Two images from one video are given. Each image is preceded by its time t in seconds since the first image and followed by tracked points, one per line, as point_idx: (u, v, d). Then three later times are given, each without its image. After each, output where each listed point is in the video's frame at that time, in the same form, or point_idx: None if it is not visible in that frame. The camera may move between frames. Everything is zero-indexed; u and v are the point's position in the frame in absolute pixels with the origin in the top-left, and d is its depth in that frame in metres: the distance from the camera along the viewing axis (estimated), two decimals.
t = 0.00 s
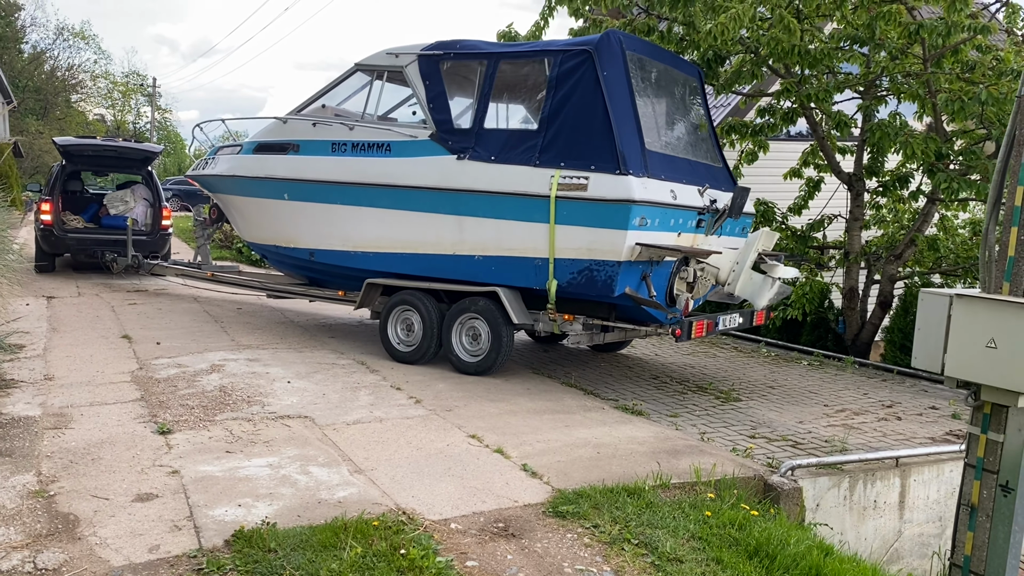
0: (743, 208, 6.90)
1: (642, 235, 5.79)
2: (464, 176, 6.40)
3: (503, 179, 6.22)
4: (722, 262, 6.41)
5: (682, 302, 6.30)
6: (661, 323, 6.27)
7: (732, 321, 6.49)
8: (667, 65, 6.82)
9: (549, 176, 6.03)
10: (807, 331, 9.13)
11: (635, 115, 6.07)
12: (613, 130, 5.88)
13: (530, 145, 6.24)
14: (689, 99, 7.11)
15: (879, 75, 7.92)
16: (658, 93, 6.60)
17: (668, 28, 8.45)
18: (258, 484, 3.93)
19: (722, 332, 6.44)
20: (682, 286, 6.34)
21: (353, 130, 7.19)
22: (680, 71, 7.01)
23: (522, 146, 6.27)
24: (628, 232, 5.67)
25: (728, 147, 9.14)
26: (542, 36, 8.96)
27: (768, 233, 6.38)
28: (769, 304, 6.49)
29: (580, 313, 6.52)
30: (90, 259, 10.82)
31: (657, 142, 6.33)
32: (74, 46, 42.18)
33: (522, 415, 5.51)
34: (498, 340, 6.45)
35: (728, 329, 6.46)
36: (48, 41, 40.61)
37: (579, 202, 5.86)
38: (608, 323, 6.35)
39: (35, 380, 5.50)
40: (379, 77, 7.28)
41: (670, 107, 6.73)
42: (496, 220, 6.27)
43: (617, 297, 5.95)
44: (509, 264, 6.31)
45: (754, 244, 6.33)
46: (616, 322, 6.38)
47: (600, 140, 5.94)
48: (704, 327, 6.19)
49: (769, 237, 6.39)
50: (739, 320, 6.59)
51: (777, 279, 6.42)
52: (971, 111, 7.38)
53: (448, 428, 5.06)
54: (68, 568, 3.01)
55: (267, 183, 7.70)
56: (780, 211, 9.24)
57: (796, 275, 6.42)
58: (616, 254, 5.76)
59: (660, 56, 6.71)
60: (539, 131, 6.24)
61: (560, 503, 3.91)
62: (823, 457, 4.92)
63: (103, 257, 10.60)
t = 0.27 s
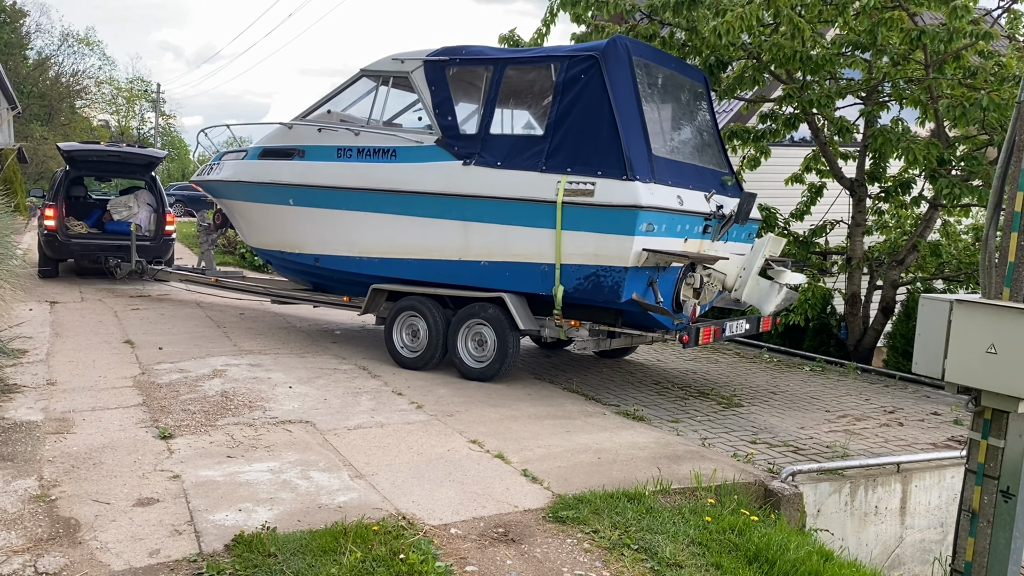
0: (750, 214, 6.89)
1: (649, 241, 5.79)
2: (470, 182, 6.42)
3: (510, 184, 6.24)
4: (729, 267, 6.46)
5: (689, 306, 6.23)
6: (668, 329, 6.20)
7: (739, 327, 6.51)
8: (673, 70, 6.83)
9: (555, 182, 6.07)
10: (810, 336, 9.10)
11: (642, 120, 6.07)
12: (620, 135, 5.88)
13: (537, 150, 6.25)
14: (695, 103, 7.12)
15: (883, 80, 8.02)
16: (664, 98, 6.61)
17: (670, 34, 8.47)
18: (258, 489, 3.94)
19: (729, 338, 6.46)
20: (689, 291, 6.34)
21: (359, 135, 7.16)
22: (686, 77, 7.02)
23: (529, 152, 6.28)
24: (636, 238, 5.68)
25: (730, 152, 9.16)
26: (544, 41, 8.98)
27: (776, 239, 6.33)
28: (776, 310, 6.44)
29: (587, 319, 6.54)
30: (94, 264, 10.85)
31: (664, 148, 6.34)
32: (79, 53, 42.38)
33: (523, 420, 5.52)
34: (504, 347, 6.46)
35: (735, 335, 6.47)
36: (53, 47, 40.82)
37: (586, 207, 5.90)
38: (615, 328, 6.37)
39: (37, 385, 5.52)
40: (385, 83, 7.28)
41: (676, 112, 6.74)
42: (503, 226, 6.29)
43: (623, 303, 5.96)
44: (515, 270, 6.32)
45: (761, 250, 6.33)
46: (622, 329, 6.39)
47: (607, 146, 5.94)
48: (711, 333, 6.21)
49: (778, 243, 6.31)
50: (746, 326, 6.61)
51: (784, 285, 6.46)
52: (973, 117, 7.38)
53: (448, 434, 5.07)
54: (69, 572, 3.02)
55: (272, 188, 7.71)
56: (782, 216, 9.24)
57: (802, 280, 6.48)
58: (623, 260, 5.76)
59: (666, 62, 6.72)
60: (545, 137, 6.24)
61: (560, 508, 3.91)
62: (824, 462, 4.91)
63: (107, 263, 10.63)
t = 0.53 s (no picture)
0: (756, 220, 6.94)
1: (656, 246, 5.79)
2: (476, 187, 6.43)
3: (515, 190, 6.24)
4: (736, 273, 6.36)
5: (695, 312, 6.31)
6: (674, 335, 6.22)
7: (746, 333, 6.49)
8: (680, 76, 6.85)
9: (561, 187, 6.05)
10: (812, 342, 9.18)
11: (648, 126, 6.08)
12: (626, 140, 5.89)
13: (543, 156, 6.27)
14: (701, 108, 7.13)
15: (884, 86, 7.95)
16: (670, 103, 6.62)
17: (672, 39, 8.49)
18: (259, 494, 3.94)
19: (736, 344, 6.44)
20: (695, 297, 6.38)
21: (364, 141, 7.24)
22: (692, 83, 7.03)
23: (535, 157, 6.29)
24: (643, 243, 5.67)
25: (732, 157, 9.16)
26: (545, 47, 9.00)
27: (782, 243, 6.35)
28: (783, 315, 6.37)
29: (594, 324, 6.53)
30: (98, 270, 10.88)
31: (670, 153, 6.35)
32: (84, 59, 42.56)
33: (525, 425, 5.52)
34: (510, 354, 6.46)
35: (742, 341, 6.45)
36: (58, 53, 41.02)
37: (591, 213, 5.88)
38: (621, 334, 6.37)
39: (40, 390, 5.54)
40: (390, 88, 7.30)
41: (682, 118, 6.75)
42: (508, 232, 6.29)
43: (630, 309, 5.96)
44: (521, 275, 6.32)
45: (768, 255, 6.28)
46: (629, 334, 6.39)
47: (613, 151, 5.95)
48: (719, 339, 6.20)
49: (782, 247, 6.34)
50: (753, 332, 6.59)
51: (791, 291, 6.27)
52: (975, 122, 7.38)
53: (450, 439, 5.07)
54: None
55: (277, 194, 7.74)
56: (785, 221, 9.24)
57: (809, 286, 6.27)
58: (630, 266, 5.76)
59: (672, 67, 6.74)
60: (551, 142, 6.26)
61: (561, 513, 3.91)
62: (826, 468, 4.90)
63: (110, 268, 10.63)
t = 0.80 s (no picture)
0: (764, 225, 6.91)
1: (663, 251, 5.79)
2: (481, 192, 6.43)
3: (521, 194, 6.24)
4: (742, 278, 6.50)
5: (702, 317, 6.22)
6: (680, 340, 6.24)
7: (752, 338, 6.46)
8: (686, 80, 6.85)
9: (567, 192, 6.06)
10: (815, 346, 9.19)
11: (655, 130, 6.08)
12: (633, 144, 5.88)
13: (549, 160, 6.26)
14: (707, 112, 7.12)
15: (886, 91, 8.04)
16: (676, 107, 6.62)
17: (673, 44, 8.50)
18: (260, 499, 3.94)
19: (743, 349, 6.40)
20: (701, 302, 6.32)
21: (369, 145, 7.20)
22: (698, 87, 7.03)
23: (541, 161, 6.28)
24: (650, 248, 5.67)
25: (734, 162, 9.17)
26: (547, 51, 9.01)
27: (789, 249, 6.44)
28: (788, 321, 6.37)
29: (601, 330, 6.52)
30: (100, 275, 10.90)
31: (677, 157, 6.34)
32: (87, 64, 42.71)
33: (526, 430, 5.51)
34: (517, 360, 6.46)
35: (749, 346, 6.42)
36: (62, 59, 41.20)
37: (598, 217, 5.89)
38: (628, 340, 6.36)
39: (41, 395, 5.54)
40: (395, 93, 7.30)
41: (689, 122, 6.75)
42: (514, 236, 6.29)
43: (637, 313, 5.95)
44: (527, 280, 6.32)
45: (775, 260, 6.38)
46: (636, 339, 6.38)
47: (620, 155, 5.94)
48: (726, 344, 6.18)
49: (791, 251, 6.43)
50: (760, 337, 6.55)
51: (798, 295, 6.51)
52: (977, 126, 7.37)
53: (451, 444, 5.06)
54: None
55: (281, 199, 7.73)
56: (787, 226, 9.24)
57: (816, 291, 6.50)
58: (636, 271, 5.76)
59: (678, 72, 6.74)
60: (557, 147, 6.26)
61: (561, 518, 3.90)
62: (828, 472, 4.89)
63: (113, 273, 10.68)
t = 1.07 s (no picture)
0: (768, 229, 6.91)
1: (669, 255, 5.78)
2: (486, 197, 6.43)
3: (526, 199, 6.25)
4: (748, 283, 6.48)
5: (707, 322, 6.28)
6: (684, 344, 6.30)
7: (757, 342, 6.47)
8: (690, 85, 6.86)
9: (572, 197, 6.06)
10: (816, 350, 9.15)
11: (660, 134, 6.09)
12: (638, 149, 5.90)
13: (554, 164, 6.27)
14: (711, 116, 7.14)
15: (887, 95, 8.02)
16: (681, 112, 6.63)
17: (673, 48, 8.52)
18: (260, 503, 3.94)
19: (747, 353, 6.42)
20: (707, 306, 6.32)
21: (373, 150, 7.23)
22: (702, 91, 7.05)
23: (546, 166, 6.30)
24: (655, 252, 5.66)
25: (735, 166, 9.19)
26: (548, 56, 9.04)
27: (795, 253, 6.44)
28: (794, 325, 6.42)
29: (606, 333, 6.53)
30: (102, 279, 10.92)
31: (682, 162, 6.35)
32: (89, 69, 42.83)
33: (526, 434, 5.51)
34: (522, 365, 6.42)
35: (754, 350, 6.43)
36: (64, 65, 41.35)
37: (603, 222, 5.88)
38: (632, 344, 6.35)
39: (43, 399, 5.56)
40: (399, 97, 7.30)
41: (693, 126, 6.76)
42: (519, 241, 6.29)
43: (642, 318, 5.95)
44: (532, 285, 6.32)
45: (780, 264, 6.40)
46: (641, 343, 6.39)
47: (625, 159, 5.96)
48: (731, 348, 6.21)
49: (796, 256, 6.44)
50: (765, 341, 6.57)
51: (804, 300, 6.38)
52: (977, 131, 7.37)
53: (452, 448, 5.07)
54: None
55: (285, 204, 7.75)
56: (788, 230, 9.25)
57: (822, 295, 6.37)
58: (642, 275, 5.75)
59: (683, 76, 6.76)
60: (562, 151, 6.27)
61: (562, 522, 3.90)
62: (829, 476, 4.88)
63: (116, 277, 10.71)
